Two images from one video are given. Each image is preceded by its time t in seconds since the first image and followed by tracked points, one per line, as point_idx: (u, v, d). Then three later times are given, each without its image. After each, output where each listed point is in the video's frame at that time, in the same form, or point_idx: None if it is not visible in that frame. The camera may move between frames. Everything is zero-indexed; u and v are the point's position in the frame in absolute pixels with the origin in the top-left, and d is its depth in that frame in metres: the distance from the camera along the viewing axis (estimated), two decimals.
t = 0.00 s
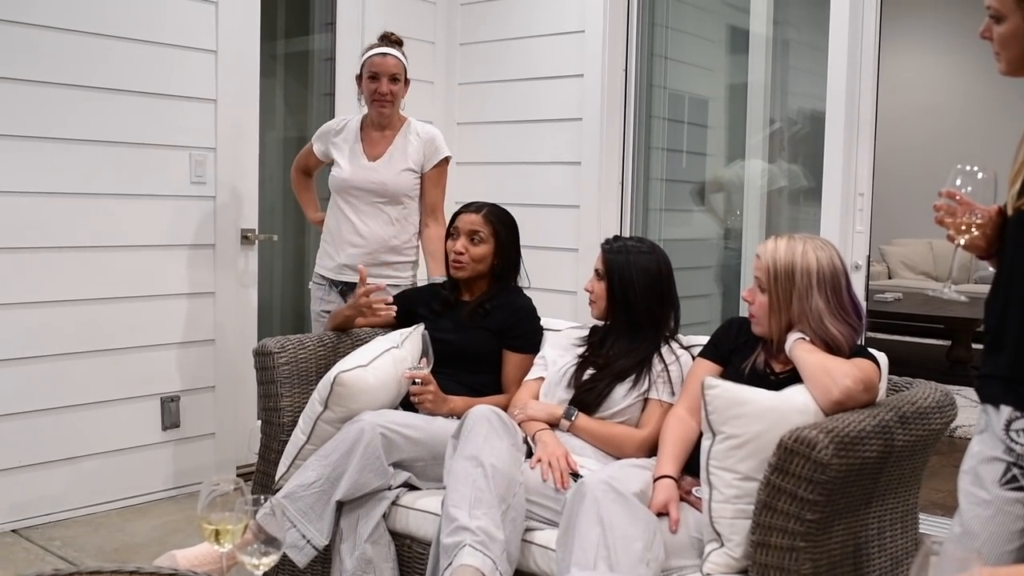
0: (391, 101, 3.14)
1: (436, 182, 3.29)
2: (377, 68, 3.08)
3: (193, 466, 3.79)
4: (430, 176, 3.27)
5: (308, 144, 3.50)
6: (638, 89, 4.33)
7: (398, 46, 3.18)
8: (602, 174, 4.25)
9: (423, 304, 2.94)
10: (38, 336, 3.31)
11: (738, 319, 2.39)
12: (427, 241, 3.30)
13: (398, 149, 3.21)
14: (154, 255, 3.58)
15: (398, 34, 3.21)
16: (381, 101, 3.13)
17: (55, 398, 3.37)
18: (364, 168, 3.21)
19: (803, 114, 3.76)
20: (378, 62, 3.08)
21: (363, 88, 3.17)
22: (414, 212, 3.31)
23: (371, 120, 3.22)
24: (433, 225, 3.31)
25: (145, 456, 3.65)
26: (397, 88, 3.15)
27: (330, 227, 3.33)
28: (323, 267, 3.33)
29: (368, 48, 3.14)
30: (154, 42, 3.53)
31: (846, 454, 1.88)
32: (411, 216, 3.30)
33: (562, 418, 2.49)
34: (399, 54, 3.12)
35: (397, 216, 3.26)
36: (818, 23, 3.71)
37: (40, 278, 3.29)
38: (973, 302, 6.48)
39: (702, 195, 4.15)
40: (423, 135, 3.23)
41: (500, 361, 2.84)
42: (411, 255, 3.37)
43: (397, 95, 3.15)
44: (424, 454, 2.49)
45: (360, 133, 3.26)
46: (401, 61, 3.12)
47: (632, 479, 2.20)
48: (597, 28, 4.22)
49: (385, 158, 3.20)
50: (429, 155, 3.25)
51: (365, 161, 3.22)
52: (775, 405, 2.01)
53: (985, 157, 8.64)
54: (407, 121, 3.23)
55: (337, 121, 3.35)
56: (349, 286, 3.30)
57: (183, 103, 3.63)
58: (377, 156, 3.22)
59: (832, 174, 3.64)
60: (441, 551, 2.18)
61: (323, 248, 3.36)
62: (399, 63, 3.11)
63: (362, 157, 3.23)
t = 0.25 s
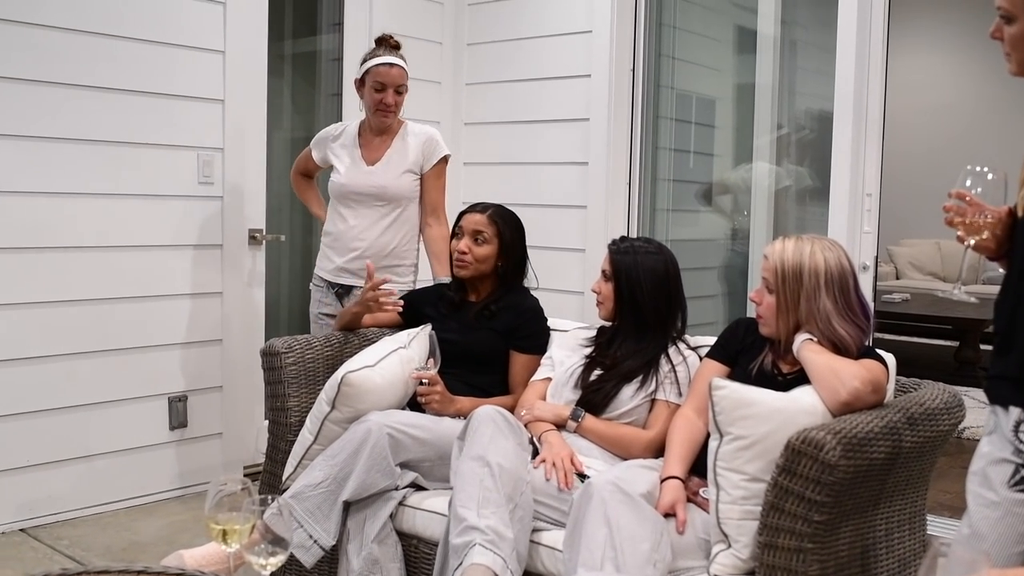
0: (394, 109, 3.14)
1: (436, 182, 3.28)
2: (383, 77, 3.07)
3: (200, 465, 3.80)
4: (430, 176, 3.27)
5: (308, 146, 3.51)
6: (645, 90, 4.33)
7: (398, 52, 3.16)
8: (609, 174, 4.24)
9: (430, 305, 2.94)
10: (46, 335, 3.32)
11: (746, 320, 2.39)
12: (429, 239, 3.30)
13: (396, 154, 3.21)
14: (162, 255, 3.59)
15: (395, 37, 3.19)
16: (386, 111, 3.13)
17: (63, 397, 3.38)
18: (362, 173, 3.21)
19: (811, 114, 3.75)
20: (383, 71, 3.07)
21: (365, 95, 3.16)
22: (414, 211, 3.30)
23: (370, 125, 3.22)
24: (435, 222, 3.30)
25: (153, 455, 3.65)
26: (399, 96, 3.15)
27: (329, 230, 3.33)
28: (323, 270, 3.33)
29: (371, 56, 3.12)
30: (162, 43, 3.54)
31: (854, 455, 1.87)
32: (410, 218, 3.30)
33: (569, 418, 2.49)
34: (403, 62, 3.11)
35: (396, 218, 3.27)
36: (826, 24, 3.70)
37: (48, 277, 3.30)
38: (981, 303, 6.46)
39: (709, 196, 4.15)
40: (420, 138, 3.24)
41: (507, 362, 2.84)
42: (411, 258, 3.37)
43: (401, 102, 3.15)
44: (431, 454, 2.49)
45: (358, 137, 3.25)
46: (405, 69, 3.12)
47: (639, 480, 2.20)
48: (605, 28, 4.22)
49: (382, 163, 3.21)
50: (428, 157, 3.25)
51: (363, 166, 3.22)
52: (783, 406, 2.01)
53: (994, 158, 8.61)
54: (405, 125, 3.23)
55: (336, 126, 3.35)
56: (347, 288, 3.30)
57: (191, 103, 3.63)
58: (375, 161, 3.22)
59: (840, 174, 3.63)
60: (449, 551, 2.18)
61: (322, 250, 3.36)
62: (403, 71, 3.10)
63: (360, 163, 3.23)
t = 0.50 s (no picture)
0: (392, 113, 3.14)
1: (433, 182, 3.28)
2: (382, 82, 3.08)
3: (202, 466, 3.80)
4: (427, 176, 3.27)
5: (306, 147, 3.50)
6: (648, 90, 4.33)
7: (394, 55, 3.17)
8: (612, 175, 4.24)
9: (433, 305, 2.95)
10: (48, 335, 3.32)
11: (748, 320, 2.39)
12: (428, 240, 3.28)
13: (392, 156, 3.21)
14: (164, 256, 3.59)
15: (392, 40, 3.21)
16: (384, 115, 3.13)
17: (66, 397, 3.39)
18: (358, 174, 3.21)
19: (814, 115, 3.75)
20: (383, 76, 3.08)
21: (361, 99, 3.16)
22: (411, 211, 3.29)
23: (366, 129, 3.21)
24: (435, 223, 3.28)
25: (155, 455, 3.66)
26: (397, 103, 3.15)
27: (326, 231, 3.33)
28: (321, 271, 3.33)
29: (367, 60, 3.12)
30: (165, 43, 3.55)
31: (856, 456, 1.87)
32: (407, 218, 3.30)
33: (571, 419, 2.49)
34: (401, 67, 3.13)
35: (392, 218, 3.27)
36: (829, 24, 3.70)
37: (51, 277, 3.31)
38: (984, 304, 6.46)
39: (711, 196, 4.15)
40: (416, 140, 3.23)
41: (509, 363, 2.84)
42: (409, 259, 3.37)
43: (399, 107, 3.15)
44: (433, 455, 2.49)
45: (355, 140, 3.25)
46: (403, 74, 3.13)
47: (641, 480, 2.19)
48: (607, 29, 4.22)
49: (379, 164, 3.21)
50: (424, 158, 3.25)
51: (360, 167, 3.22)
52: (785, 406, 2.00)
53: (997, 159, 8.60)
54: (402, 128, 3.23)
55: (333, 129, 3.34)
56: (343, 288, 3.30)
57: (193, 104, 3.64)
58: (372, 163, 3.22)
59: (842, 175, 3.63)
60: (451, 551, 2.18)
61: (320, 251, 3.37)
62: (402, 77, 3.12)
63: (356, 165, 3.23)
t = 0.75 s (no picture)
0: (391, 114, 3.14)
1: (432, 180, 3.27)
2: (382, 82, 3.08)
3: (203, 463, 3.80)
4: (426, 174, 3.26)
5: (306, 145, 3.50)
6: (648, 87, 4.32)
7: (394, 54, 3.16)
8: (613, 172, 4.24)
9: (434, 303, 2.95)
10: (50, 334, 3.33)
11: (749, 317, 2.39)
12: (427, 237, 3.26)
13: (390, 154, 3.21)
14: (165, 254, 3.59)
15: (393, 38, 3.21)
16: (383, 115, 3.13)
17: (68, 396, 3.39)
18: (356, 171, 3.22)
19: (815, 111, 3.75)
20: (383, 77, 3.08)
21: (361, 98, 3.16)
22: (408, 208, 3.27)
23: (365, 127, 3.21)
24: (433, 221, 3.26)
25: (157, 453, 3.66)
26: (396, 103, 3.15)
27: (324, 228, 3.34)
28: (318, 269, 3.35)
29: (366, 59, 3.12)
30: (166, 41, 3.55)
31: (857, 453, 1.87)
32: (405, 216, 3.29)
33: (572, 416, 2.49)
34: (401, 67, 3.13)
35: (390, 216, 3.27)
36: (830, 21, 3.70)
37: (52, 276, 3.31)
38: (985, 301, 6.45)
39: (712, 193, 4.14)
40: (415, 138, 3.23)
41: (510, 360, 2.84)
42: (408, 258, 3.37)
43: (398, 107, 3.15)
44: (434, 452, 2.49)
45: (353, 138, 3.25)
46: (403, 75, 3.13)
47: (642, 477, 2.20)
48: (608, 26, 4.21)
49: (376, 162, 3.21)
50: (423, 156, 3.24)
51: (358, 165, 3.22)
52: (786, 403, 2.00)
53: (998, 155, 8.59)
54: (400, 126, 3.23)
55: (332, 128, 3.34)
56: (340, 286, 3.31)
57: (194, 102, 3.64)
58: (370, 161, 3.22)
59: (843, 171, 3.62)
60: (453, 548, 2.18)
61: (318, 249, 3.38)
62: (402, 77, 3.12)
63: (355, 162, 3.23)
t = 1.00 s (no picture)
0: (391, 117, 3.14)
1: (433, 182, 3.27)
2: (382, 86, 3.08)
3: (204, 465, 3.80)
4: (427, 176, 3.25)
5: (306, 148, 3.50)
6: (649, 89, 4.33)
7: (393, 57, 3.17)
8: (613, 173, 4.24)
9: (434, 305, 2.95)
10: (51, 336, 3.33)
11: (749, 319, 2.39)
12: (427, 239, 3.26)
13: (391, 157, 3.21)
14: (166, 256, 3.60)
15: (392, 40, 3.21)
16: (384, 119, 3.13)
17: (68, 398, 3.40)
18: (357, 174, 3.22)
19: (815, 113, 3.75)
20: (384, 80, 3.08)
21: (361, 101, 3.16)
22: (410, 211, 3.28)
23: (364, 130, 3.21)
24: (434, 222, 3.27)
25: (158, 455, 3.67)
26: (396, 107, 3.16)
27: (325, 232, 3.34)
28: (320, 272, 3.35)
29: (366, 63, 3.12)
30: (166, 44, 3.55)
31: (858, 454, 1.87)
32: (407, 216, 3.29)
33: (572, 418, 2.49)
34: (401, 71, 3.13)
35: (392, 219, 3.27)
36: (830, 22, 3.70)
37: (53, 278, 3.32)
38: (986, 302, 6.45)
39: (712, 195, 4.15)
40: (415, 140, 3.23)
41: (511, 362, 2.84)
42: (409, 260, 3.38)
43: (398, 110, 3.15)
44: (435, 454, 2.49)
45: (353, 141, 3.25)
46: (403, 78, 3.13)
47: (643, 479, 2.20)
48: (608, 27, 4.22)
49: (377, 165, 3.21)
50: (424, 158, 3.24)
51: (358, 168, 3.23)
52: (786, 404, 2.01)
53: (999, 156, 8.59)
54: (400, 129, 3.24)
55: (333, 131, 3.33)
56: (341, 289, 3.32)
57: (195, 104, 3.64)
58: (371, 164, 3.22)
59: (844, 173, 3.63)
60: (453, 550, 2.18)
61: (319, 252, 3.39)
62: (402, 80, 3.12)
63: (356, 165, 3.24)
